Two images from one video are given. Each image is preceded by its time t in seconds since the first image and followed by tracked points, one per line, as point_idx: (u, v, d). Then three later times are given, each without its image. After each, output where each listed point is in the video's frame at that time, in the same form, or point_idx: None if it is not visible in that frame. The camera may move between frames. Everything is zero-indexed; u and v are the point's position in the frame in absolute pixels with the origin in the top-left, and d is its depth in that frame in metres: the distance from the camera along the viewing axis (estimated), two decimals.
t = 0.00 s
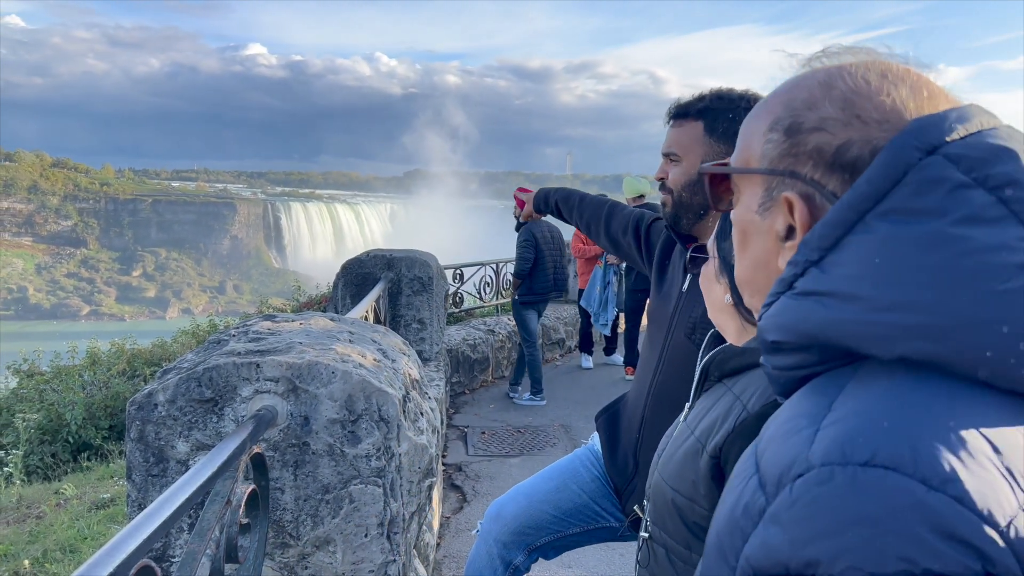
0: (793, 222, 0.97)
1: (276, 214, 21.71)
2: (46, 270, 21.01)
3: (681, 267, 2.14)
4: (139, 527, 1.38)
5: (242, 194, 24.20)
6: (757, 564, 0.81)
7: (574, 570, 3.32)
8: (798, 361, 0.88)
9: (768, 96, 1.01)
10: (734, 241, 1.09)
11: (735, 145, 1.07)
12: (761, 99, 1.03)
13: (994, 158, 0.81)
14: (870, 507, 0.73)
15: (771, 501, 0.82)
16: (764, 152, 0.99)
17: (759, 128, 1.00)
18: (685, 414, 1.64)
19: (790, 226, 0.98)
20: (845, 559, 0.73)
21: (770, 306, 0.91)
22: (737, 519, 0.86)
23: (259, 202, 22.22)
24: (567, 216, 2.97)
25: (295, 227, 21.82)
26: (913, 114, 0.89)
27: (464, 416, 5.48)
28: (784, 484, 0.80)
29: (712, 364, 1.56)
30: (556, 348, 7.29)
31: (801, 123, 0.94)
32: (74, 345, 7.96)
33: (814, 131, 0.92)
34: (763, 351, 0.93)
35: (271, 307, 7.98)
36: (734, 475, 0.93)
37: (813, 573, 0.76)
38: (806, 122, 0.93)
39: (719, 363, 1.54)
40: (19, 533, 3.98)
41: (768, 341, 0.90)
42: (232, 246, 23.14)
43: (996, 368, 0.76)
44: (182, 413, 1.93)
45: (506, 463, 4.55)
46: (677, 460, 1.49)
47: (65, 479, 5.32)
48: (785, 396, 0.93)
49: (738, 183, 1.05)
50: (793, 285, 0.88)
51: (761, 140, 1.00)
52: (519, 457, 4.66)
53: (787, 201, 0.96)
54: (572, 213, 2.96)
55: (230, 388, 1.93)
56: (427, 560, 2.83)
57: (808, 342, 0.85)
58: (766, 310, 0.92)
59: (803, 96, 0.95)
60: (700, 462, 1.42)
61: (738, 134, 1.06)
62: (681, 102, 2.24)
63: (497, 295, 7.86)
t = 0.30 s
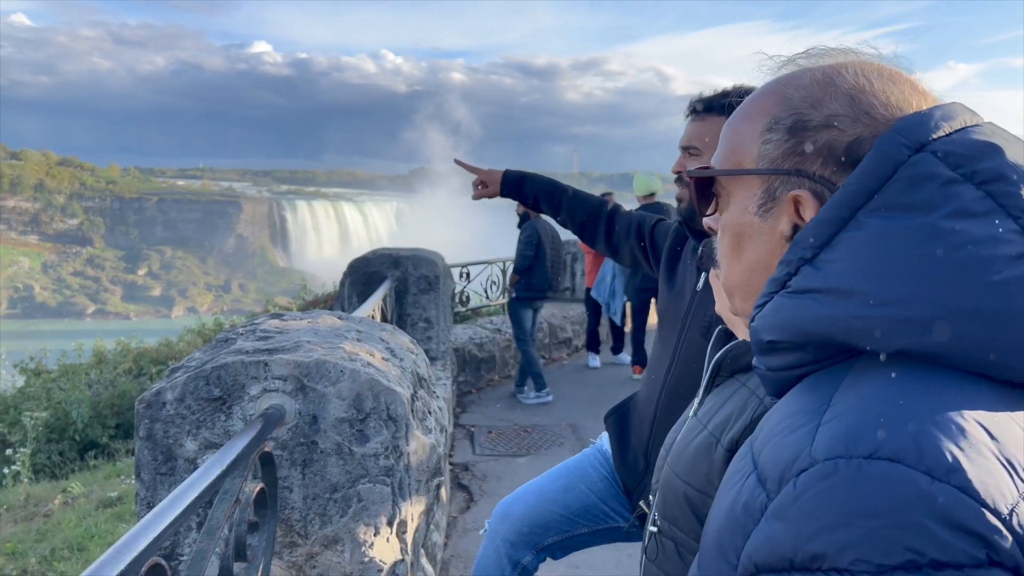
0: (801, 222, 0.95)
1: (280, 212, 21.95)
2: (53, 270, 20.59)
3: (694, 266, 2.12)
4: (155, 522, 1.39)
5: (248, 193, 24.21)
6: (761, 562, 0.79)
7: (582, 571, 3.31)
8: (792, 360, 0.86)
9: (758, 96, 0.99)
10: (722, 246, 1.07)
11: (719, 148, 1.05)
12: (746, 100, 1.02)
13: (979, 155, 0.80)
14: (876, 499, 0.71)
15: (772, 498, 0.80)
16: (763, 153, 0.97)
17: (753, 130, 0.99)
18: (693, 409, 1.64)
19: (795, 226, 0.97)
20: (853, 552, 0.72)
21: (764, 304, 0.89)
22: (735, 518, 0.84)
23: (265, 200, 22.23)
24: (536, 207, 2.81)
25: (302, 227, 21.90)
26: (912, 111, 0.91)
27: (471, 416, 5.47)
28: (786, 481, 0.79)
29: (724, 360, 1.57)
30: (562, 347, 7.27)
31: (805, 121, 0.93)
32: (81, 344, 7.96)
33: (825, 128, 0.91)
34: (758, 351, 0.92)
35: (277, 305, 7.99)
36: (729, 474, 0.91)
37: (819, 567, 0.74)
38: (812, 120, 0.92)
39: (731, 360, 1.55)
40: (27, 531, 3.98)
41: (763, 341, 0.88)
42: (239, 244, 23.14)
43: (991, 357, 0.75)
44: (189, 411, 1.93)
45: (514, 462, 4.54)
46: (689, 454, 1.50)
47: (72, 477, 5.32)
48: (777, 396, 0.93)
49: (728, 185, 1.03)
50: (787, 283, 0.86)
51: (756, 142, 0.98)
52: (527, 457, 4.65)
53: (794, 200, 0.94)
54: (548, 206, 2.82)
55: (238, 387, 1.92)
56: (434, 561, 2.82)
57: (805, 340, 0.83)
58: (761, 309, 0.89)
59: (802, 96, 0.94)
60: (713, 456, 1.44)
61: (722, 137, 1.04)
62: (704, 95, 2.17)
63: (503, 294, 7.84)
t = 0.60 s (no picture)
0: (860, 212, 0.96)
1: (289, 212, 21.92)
2: (64, 269, 20.78)
3: (706, 263, 2.13)
4: (166, 522, 1.39)
5: (256, 193, 24.29)
6: (814, 541, 0.79)
7: (592, 570, 3.32)
8: (834, 348, 0.87)
9: (809, 91, 1.00)
10: (766, 238, 1.07)
11: (764, 141, 1.05)
12: (794, 93, 1.02)
13: (1020, 149, 0.80)
14: (936, 474, 0.71)
15: (823, 477, 0.80)
16: (821, 145, 0.97)
17: (806, 123, 0.99)
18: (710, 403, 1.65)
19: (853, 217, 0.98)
20: (914, 525, 0.71)
21: (809, 292, 0.90)
22: (783, 498, 0.85)
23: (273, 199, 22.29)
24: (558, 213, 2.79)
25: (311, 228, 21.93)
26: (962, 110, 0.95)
27: (480, 414, 5.49)
28: (839, 459, 0.79)
29: (746, 357, 1.57)
30: (570, 346, 7.28)
31: (867, 114, 0.94)
32: (93, 343, 8.02)
33: (891, 121, 0.92)
34: (795, 341, 0.93)
35: (287, 304, 8.03)
36: (770, 458, 0.92)
37: (877, 542, 0.74)
38: (876, 114, 0.94)
39: (753, 359, 1.55)
40: (41, 528, 4.02)
41: (807, 330, 0.89)
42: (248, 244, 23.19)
43: None
44: (203, 410, 1.94)
45: (523, 461, 4.55)
46: (711, 451, 1.53)
47: (85, 475, 5.36)
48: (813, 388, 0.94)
49: (776, 178, 1.03)
50: (831, 272, 0.87)
51: (811, 133, 0.99)
52: (536, 456, 4.65)
53: (856, 190, 0.95)
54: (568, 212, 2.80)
55: (251, 385, 1.94)
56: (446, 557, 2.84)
57: (851, 329, 0.84)
58: (805, 297, 0.91)
59: (861, 92, 0.96)
60: (737, 454, 1.47)
61: (770, 130, 1.04)
62: (727, 91, 2.18)
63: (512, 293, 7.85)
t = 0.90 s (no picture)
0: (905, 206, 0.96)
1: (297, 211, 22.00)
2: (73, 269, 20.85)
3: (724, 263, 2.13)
4: (178, 522, 1.39)
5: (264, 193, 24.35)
6: (857, 529, 0.79)
7: (603, 570, 3.32)
8: (873, 340, 0.87)
9: (866, 83, 0.99)
10: (805, 225, 1.06)
11: (813, 128, 1.04)
12: (850, 82, 1.02)
13: None
14: (983, 461, 0.72)
15: (865, 467, 0.81)
16: (872, 137, 0.97)
17: (860, 114, 0.98)
18: (720, 403, 1.65)
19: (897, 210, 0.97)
20: (963, 511, 0.72)
21: (849, 284, 0.89)
22: (821, 489, 0.85)
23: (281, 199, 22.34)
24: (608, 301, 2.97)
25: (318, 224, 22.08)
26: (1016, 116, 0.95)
27: (489, 413, 5.49)
28: (882, 448, 0.79)
29: (756, 356, 1.57)
30: (579, 346, 7.27)
31: (922, 110, 0.94)
32: (103, 343, 8.06)
33: (946, 118, 0.92)
34: (831, 332, 0.92)
35: (295, 303, 8.04)
36: (804, 451, 0.92)
37: (922, 529, 0.75)
38: (932, 110, 0.93)
39: (764, 357, 1.55)
40: (52, 527, 4.03)
41: (846, 320, 0.88)
42: (256, 243, 23.24)
43: None
44: (214, 410, 1.94)
45: (532, 460, 4.54)
46: (726, 449, 1.52)
47: (96, 474, 5.38)
48: (846, 381, 0.94)
49: (823, 165, 1.02)
50: (874, 264, 0.86)
51: (864, 125, 0.98)
52: (545, 455, 4.65)
53: (903, 183, 0.95)
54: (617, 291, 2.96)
55: (262, 385, 1.93)
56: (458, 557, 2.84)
57: (895, 319, 0.83)
58: (844, 288, 0.90)
59: (919, 88, 0.96)
60: (751, 451, 1.47)
61: (820, 118, 1.03)
62: (750, 88, 2.16)
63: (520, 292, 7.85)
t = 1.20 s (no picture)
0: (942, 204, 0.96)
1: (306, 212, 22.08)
2: (84, 269, 20.92)
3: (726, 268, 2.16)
4: (189, 522, 1.39)
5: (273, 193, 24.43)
6: (882, 523, 0.79)
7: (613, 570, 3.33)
8: (899, 335, 0.87)
9: (904, 78, 0.99)
10: (838, 221, 1.06)
11: (849, 122, 1.03)
12: (888, 77, 1.01)
13: None
14: (1011, 457, 0.72)
15: (891, 461, 0.80)
16: (911, 133, 0.96)
17: (898, 109, 0.98)
18: (724, 406, 1.64)
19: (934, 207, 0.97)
20: (989, 506, 0.73)
21: (880, 279, 0.89)
22: (846, 485, 0.85)
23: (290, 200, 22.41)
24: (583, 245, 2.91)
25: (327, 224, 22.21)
26: None
27: (498, 413, 5.49)
28: (910, 443, 0.79)
29: (762, 356, 1.56)
30: (588, 346, 7.27)
31: (962, 106, 0.94)
32: (113, 343, 8.10)
33: (987, 116, 0.92)
34: (859, 326, 0.92)
35: (305, 304, 8.07)
36: (827, 447, 0.92)
37: (949, 523, 0.74)
38: (972, 107, 0.93)
39: (770, 357, 1.54)
40: (63, 526, 4.04)
41: (876, 314, 0.88)
42: (265, 244, 23.31)
43: None
44: (225, 409, 1.94)
45: (540, 460, 4.54)
46: (736, 451, 1.52)
47: (107, 474, 5.40)
48: (871, 377, 0.93)
49: (858, 161, 1.02)
50: (906, 259, 0.86)
51: (902, 120, 0.98)
52: (554, 455, 4.65)
53: (941, 180, 0.95)
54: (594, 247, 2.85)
55: (273, 384, 1.94)
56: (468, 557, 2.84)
57: (927, 313, 0.83)
58: (876, 282, 0.89)
59: (958, 85, 0.95)
60: (763, 452, 1.46)
61: (857, 112, 1.02)
62: (791, 84, 2.17)
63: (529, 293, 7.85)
